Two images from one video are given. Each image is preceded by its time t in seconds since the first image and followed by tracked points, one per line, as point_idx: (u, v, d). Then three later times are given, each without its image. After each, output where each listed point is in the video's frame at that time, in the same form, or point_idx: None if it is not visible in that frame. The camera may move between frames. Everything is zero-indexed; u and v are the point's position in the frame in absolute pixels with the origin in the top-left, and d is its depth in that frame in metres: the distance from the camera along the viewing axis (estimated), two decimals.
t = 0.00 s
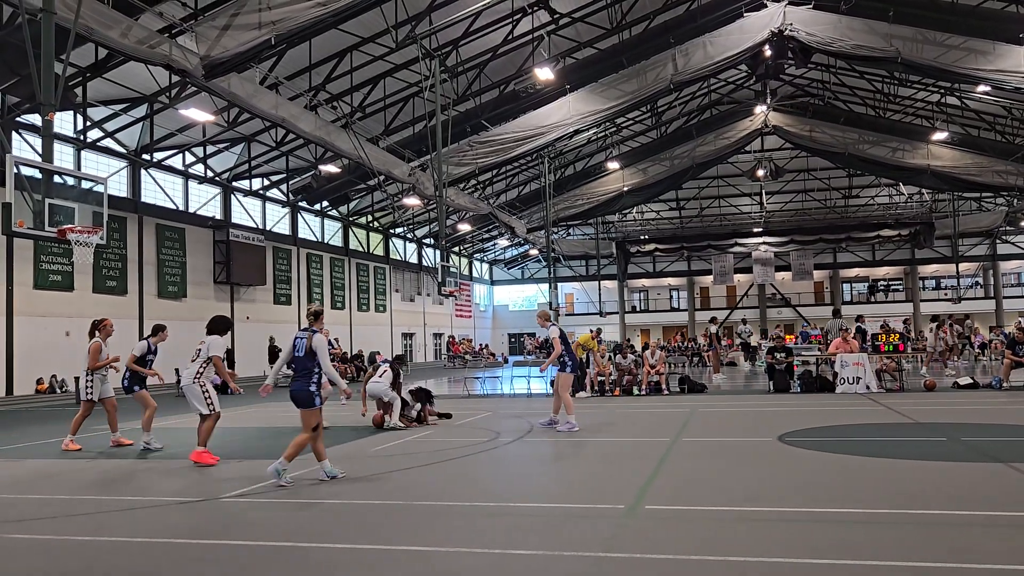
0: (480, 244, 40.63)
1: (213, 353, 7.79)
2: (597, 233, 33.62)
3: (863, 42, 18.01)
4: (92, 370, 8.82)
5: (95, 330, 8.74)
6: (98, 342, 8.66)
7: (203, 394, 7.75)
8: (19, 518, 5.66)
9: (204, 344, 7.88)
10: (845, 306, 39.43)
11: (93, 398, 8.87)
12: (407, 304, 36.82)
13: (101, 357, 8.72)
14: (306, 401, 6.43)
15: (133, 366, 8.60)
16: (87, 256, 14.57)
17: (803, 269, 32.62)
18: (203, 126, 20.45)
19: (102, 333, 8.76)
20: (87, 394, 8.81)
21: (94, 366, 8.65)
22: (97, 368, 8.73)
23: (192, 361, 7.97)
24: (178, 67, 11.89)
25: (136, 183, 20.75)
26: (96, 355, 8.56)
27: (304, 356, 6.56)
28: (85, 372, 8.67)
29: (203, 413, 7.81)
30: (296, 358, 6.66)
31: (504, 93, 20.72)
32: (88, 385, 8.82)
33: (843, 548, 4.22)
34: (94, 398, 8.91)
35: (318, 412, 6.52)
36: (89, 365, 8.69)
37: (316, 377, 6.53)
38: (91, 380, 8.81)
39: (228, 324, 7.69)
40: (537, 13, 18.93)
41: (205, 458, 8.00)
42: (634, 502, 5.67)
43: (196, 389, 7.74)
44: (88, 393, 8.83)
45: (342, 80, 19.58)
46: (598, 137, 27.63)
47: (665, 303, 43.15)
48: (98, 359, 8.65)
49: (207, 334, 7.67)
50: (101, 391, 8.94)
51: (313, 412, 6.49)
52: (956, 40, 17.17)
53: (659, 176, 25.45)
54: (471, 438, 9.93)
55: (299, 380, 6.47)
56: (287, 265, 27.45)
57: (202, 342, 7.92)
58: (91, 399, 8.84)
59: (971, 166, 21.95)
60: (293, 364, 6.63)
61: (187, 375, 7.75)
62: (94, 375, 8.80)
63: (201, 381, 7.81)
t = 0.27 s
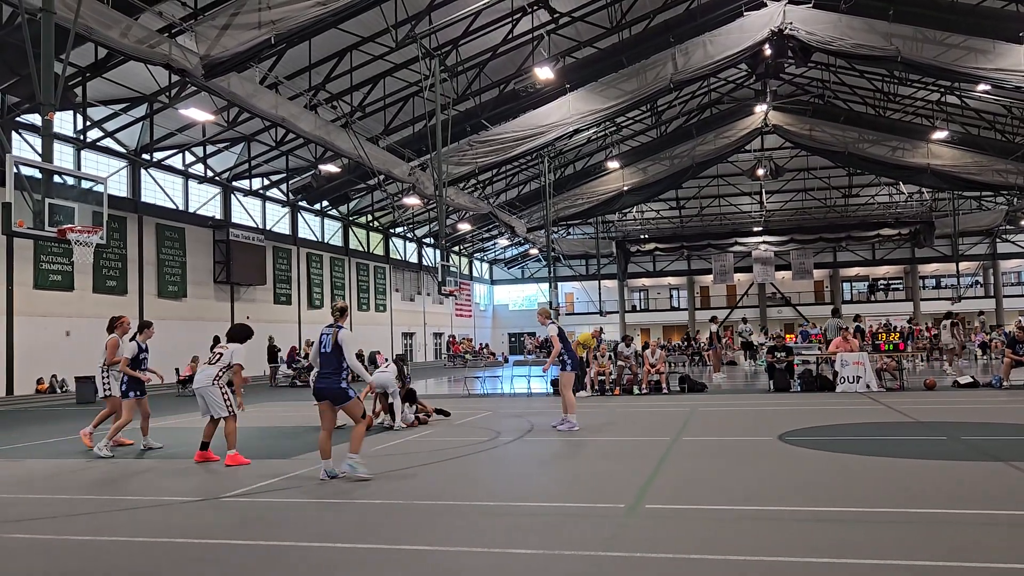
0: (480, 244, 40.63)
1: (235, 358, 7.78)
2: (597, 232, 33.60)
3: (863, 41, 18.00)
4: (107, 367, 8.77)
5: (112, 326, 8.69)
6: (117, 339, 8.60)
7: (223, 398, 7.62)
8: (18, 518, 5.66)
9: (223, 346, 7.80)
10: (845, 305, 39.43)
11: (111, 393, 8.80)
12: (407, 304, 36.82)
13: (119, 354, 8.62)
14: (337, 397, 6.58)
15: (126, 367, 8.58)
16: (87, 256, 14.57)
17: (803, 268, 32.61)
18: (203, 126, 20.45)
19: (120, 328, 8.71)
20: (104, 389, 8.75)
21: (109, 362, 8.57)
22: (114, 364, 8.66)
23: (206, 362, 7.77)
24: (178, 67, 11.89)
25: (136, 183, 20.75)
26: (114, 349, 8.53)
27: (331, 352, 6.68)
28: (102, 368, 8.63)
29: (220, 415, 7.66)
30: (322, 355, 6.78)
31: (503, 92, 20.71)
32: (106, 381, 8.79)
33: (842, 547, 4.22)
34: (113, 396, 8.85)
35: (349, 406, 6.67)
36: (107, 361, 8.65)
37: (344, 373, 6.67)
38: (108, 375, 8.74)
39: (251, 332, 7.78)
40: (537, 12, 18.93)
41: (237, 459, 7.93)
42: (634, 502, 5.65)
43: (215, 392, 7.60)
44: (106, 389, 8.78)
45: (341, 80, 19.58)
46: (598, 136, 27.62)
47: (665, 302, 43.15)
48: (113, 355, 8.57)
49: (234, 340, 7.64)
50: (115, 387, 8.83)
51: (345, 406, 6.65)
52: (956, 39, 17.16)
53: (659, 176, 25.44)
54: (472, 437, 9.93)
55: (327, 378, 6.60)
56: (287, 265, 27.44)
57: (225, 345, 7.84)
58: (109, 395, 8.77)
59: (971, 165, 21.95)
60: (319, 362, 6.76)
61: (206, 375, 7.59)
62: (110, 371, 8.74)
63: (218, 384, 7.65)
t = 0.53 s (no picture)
0: (480, 243, 40.63)
1: (242, 357, 7.77)
2: (597, 232, 33.61)
3: (863, 40, 17.99)
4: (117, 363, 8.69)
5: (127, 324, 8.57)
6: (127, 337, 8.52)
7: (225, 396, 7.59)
8: (18, 517, 5.66)
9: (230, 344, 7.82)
10: (845, 304, 39.42)
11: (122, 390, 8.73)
12: (407, 303, 36.83)
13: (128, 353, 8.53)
14: (364, 398, 6.62)
15: (129, 364, 8.58)
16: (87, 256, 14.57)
17: (804, 267, 32.60)
18: (203, 126, 20.44)
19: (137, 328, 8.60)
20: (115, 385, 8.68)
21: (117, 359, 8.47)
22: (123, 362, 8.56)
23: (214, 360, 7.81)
24: (178, 67, 11.89)
25: (136, 183, 20.74)
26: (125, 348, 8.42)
27: (359, 353, 6.71)
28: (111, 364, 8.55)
29: (222, 413, 7.63)
30: (348, 355, 6.80)
31: (503, 92, 20.70)
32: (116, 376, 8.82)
33: (842, 546, 4.22)
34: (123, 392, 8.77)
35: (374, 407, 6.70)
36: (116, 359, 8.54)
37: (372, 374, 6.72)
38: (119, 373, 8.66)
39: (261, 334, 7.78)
40: (537, 12, 18.91)
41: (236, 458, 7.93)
42: (634, 500, 5.66)
43: (217, 388, 7.58)
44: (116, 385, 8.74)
45: (341, 80, 19.56)
46: (598, 136, 27.61)
47: (665, 301, 43.15)
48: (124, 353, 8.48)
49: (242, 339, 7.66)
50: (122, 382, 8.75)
51: (370, 407, 6.68)
52: (956, 38, 17.15)
53: (659, 175, 25.43)
54: (472, 437, 9.92)
55: (357, 378, 6.63)
56: (287, 265, 27.43)
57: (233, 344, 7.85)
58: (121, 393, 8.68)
59: (971, 164, 21.95)
60: (345, 361, 6.78)
61: (209, 372, 7.59)
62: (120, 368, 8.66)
63: (222, 382, 7.65)
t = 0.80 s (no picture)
0: (480, 243, 40.64)
1: (248, 357, 7.72)
2: (598, 232, 33.62)
3: (863, 39, 17.98)
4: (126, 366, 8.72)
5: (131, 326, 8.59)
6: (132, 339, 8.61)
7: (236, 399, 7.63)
8: (17, 517, 5.65)
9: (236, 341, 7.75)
10: (845, 303, 39.41)
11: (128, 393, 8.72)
12: (407, 303, 36.82)
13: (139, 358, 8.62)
14: (372, 396, 6.64)
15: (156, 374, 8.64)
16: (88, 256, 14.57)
17: (804, 267, 32.60)
18: (203, 126, 20.43)
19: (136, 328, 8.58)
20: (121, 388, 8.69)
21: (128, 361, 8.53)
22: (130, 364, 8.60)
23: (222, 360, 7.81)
24: (178, 67, 11.89)
25: (136, 183, 20.73)
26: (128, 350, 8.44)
27: (369, 351, 6.72)
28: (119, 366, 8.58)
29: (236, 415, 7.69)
30: (356, 351, 6.79)
31: (503, 91, 20.69)
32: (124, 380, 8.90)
33: (842, 546, 4.22)
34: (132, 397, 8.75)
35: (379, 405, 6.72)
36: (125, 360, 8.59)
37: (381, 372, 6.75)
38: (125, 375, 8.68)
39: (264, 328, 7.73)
40: (537, 11, 18.90)
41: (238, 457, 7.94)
42: (634, 500, 5.66)
43: (228, 391, 7.62)
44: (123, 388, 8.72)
45: (341, 79, 19.56)
46: (598, 135, 27.60)
47: (665, 301, 43.13)
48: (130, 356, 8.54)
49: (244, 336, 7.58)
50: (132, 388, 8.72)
51: (376, 405, 6.70)
52: (956, 37, 17.14)
53: (659, 175, 25.42)
54: (472, 437, 9.92)
55: (366, 374, 6.65)
56: (287, 265, 27.43)
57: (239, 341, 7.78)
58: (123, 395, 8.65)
59: (971, 164, 21.95)
60: (353, 357, 6.77)
61: (218, 375, 7.61)
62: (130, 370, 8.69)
63: (232, 384, 7.68)
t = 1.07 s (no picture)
0: (481, 243, 40.66)
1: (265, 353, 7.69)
2: (598, 232, 33.64)
3: (863, 39, 17.99)
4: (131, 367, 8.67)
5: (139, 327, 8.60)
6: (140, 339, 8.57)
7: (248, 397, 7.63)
8: (17, 518, 5.65)
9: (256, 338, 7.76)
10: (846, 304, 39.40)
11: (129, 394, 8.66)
12: (407, 303, 36.82)
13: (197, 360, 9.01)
14: (377, 397, 6.64)
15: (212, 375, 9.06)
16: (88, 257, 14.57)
17: (804, 267, 32.58)
18: (203, 126, 20.44)
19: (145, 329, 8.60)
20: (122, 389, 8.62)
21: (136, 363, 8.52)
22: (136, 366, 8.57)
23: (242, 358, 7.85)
24: (178, 67, 11.89)
25: (136, 184, 20.75)
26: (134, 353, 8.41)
27: (372, 353, 6.74)
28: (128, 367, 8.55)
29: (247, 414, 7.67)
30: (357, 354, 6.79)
31: (504, 92, 20.69)
32: (126, 381, 8.58)
33: (843, 545, 4.21)
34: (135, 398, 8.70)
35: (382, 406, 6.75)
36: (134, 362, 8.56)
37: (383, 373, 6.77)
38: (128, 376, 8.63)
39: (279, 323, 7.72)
40: (537, 12, 18.90)
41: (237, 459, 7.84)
42: (635, 500, 5.66)
43: (243, 390, 7.60)
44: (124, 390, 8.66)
45: (342, 80, 19.56)
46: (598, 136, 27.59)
47: (665, 301, 43.12)
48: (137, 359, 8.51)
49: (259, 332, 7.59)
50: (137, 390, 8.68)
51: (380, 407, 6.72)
52: (957, 37, 17.13)
53: (659, 175, 25.41)
54: (472, 437, 9.92)
55: (371, 376, 6.65)
56: (288, 265, 27.43)
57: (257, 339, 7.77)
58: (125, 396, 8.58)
59: (971, 164, 21.94)
60: (354, 359, 6.78)
61: (236, 373, 7.63)
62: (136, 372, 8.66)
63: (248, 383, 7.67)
